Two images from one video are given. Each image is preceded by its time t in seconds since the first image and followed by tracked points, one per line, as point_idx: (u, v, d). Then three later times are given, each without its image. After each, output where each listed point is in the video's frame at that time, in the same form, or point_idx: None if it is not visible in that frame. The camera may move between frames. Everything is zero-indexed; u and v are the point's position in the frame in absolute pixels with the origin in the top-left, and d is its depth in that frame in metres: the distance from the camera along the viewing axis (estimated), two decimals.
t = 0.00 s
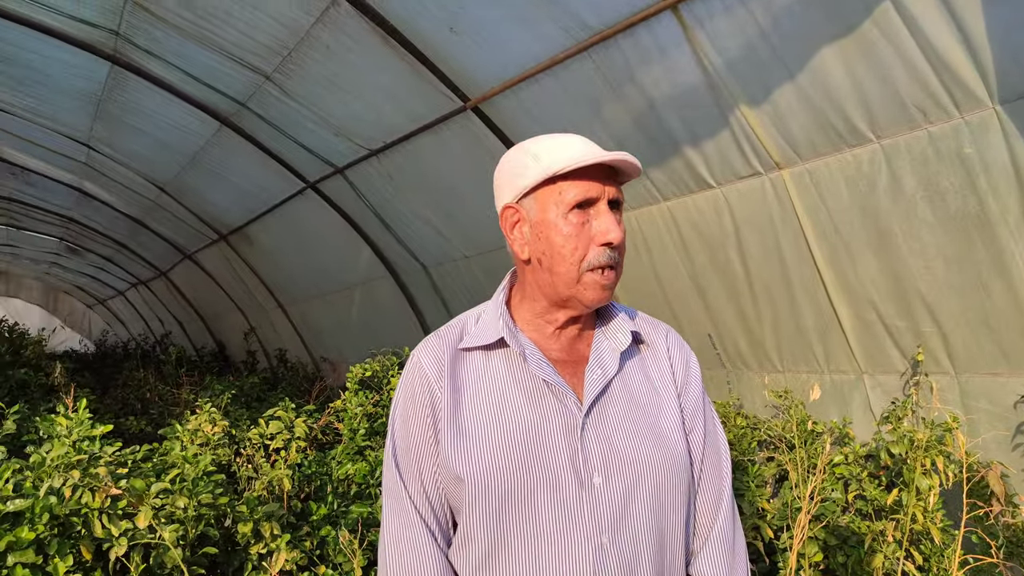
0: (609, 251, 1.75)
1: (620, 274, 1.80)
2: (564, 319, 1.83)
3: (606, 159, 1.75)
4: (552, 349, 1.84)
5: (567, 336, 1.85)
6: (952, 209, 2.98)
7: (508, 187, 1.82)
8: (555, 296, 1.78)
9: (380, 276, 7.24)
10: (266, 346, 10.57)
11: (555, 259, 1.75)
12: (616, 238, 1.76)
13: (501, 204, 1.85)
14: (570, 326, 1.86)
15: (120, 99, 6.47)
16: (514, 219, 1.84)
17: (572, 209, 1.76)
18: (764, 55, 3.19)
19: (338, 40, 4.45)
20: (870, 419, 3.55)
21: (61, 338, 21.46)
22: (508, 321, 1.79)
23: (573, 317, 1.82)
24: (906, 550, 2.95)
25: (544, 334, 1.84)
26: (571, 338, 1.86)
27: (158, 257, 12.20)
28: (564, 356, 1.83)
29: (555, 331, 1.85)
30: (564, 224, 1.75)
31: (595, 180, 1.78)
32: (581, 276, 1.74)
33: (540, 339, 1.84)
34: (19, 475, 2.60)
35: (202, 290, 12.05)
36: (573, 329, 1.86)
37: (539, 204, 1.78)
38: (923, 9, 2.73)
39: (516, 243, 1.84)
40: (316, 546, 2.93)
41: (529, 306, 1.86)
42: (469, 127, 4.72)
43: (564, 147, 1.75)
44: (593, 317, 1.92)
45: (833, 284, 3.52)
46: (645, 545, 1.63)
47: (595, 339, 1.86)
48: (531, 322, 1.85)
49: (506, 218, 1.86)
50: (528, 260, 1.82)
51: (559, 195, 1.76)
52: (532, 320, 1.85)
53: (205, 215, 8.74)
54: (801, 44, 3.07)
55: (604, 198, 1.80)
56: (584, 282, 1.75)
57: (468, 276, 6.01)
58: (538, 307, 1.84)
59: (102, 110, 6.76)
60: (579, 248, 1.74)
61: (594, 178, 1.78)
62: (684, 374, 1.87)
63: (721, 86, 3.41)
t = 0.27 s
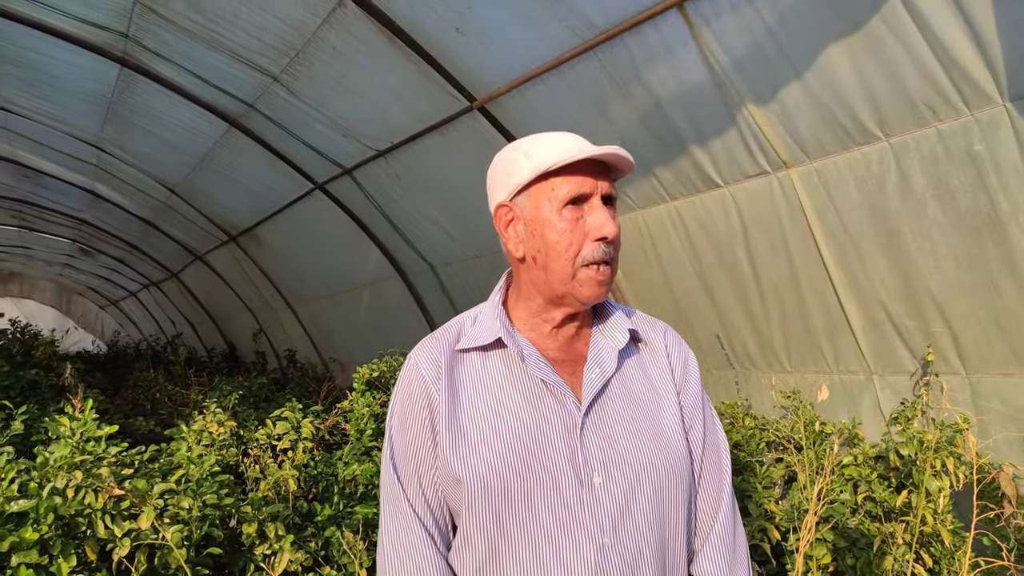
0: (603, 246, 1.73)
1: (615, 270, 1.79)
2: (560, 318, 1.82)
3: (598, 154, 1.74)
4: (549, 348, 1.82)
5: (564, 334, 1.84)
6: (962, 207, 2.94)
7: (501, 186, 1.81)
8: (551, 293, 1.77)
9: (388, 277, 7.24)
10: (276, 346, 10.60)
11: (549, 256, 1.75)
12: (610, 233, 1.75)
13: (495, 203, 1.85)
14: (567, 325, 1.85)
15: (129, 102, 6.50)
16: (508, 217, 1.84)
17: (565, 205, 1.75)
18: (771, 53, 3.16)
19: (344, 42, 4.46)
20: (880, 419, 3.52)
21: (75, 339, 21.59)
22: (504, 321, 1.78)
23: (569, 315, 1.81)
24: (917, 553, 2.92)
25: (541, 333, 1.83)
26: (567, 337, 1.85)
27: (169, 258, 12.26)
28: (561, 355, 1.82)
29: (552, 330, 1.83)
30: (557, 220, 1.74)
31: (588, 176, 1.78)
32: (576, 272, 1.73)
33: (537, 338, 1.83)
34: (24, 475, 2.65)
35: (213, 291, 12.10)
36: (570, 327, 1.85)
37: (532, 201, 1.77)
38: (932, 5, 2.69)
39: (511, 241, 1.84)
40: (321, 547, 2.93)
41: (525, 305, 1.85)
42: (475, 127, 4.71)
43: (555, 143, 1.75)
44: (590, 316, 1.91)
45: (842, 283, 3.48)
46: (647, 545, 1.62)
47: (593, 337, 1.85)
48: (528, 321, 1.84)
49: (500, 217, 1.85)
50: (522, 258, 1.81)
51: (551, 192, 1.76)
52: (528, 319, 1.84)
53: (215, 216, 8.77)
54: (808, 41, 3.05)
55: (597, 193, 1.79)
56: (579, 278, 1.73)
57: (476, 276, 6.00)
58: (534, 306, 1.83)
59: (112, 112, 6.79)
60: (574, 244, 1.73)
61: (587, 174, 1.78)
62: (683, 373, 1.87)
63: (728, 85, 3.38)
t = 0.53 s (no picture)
0: (595, 241, 1.73)
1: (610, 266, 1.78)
2: (556, 316, 1.81)
3: (587, 149, 1.74)
4: (545, 347, 1.82)
5: (561, 334, 1.84)
6: (971, 206, 2.92)
7: (494, 185, 1.82)
8: (544, 291, 1.77)
9: (395, 277, 7.25)
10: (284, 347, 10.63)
11: (541, 253, 1.74)
12: (602, 228, 1.74)
13: (488, 203, 1.85)
14: (564, 324, 1.84)
15: (138, 103, 6.53)
16: (502, 216, 1.84)
17: (556, 201, 1.74)
18: (776, 51, 3.15)
19: (350, 43, 4.46)
20: (888, 420, 3.49)
21: (86, 340, 21.69)
22: (499, 320, 1.78)
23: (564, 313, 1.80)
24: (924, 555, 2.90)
25: (537, 333, 1.83)
26: (565, 336, 1.84)
27: (178, 259, 12.31)
28: (558, 355, 1.81)
29: (548, 329, 1.83)
30: (548, 216, 1.73)
31: (579, 172, 1.77)
32: (568, 268, 1.72)
33: (533, 338, 1.83)
34: (28, 476, 2.65)
35: (222, 292, 12.14)
36: (566, 326, 1.84)
37: (524, 198, 1.77)
38: (939, 3, 2.67)
39: (505, 240, 1.84)
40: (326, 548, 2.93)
41: (521, 305, 1.84)
42: (481, 127, 4.71)
43: (545, 140, 1.75)
44: (588, 316, 1.90)
45: (849, 282, 3.46)
46: (645, 547, 1.60)
47: (591, 336, 1.84)
48: (524, 321, 1.83)
49: (493, 216, 1.86)
50: (516, 256, 1.81)
51: (542, 188, 1.76)
52: (524, 319, 1.83)
53: (223, 217, 8.80)
54: (814, 40, 3.03)
55: (589, 189, 1.78)
56: (572, 275, 1.72)
57: (483, 277, 6.00)
58: (529, 305, 1.82)
59: (121, 114, 6.83)
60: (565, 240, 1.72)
61: (578, 169, 1.77)
62: (682, 372, 1.86)
63: (733, 84, 3.37)
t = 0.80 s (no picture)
0: (598, 242, 1.73)
1: (613, 266, 1.78)
2: (559, 317, 1.81)
3: (590, 149, 1.74)
4: (547, 348, 1.82)
5: (563, 335, 1.84)
6: (980, 205, 2.90)
7: (496, 185, 1.81)
8: (548, 292, 1.77)
9: (403, 278, 7.26)
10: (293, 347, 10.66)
11: (544, 254, 1.74)
12: (605, 229, 1.74)
13: (490, 203, 1.85)
14: (566, 325, 1.84)
15: (147, 105, 6.57)
16: (504, 217, 1.84)
17: (559, 202, 1.74)
18: (784, 50, 3.13)
19: (357, 43, 4.47)
20: (897, 420, 3.47)
21: (97, 341, 21.80)
22: (502, 321, 1.78)
23: (567, 313, 1.80)
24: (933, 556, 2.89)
25: (538, 333, 1.83)
26: (566, 337, 1.84)
27: (188, 260, 12.37)
28: (560, 356, 1.81)
29: (551, 330, 1.83)
30: (551, 217, 1.73)
31: (582, 172, 1.77)
32: (571, 269, 1.72)
33: (535, 338, 1.83)
34: (35, 476, 2.67)
35: (231, 293, 12.19)
36: (568, 327, 1.84)
37: (526, 199, 1.77)
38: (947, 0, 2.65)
39: (507, 241, 1.83)
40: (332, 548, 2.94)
41: (523, 305, 1.84)
42: (488, 127, 4.71)
43: (548, 140, 1.75)
44: (590, 316, 1.90)
45: (857, 282, 3.44)
46: (646, 548, 1.60)
47: (593, 336, 1.84)
48: (527, 322, 1.83)
49: (495, 217, 1.85)
50: (519, 257, 1.81)
51: (545, 189, 1.75)
52: (527, 320, 1.83)
53: (232, 218, 8.83)
54: (821, 38, 3.01)
55: (592, 190, 1.78)
56: (575, 275, 1.72)
57: (490, 277, 6.00)
58: (532, 306, 1.82)
59: (131, 116, 6.86)
60: (568, 241, 1.72)
61: (581, 170, 1.77)
62: (685, 372, 1.85)
63: (740, 83, 3.35)
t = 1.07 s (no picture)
0: (610, 247, 1.75)
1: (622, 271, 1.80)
2: (566, 320, 1.83)
3: (602, 155, 1.75)
4: (555, 350, 1.83)
5: (570, 336, 1.85)
6: (987, 205, 2.90)
7: (506, 189, 1.81)
8: (558, 295, 1.78)
9: (411, 278, 7.28)
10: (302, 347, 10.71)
11: (556, 258, 1.75)
12: (617, 234, 1.76)
13: (499, 207, 1.85)
14: (573, 328, 1.86)
15: (157, 108, 6.61)
16: (513, 220, 1.84)
17: (571, 207, 1.76)
18: (790, 50, 3.14)
19: (364, 45, 4.50)
20: (904, 420, 3.47)
21: (107, 341, 21.94)
22: (511, 323, 1.79)
23: (576, 316, 1.82)
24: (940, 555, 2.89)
25: (546, 335, 1.84)
26: (573, 340, 1.86)
27: (196, 261, 12.43)
28: (568, 357, 1.83)
29: (558, 332, 1.84)
30: (563, 222, 1.75)
31: (592, 177, 1.79)
32: (583, 273, 1.74)
33: (543, 340, 1.84)
34: (47, 475, 2.69)
35: (240, 293, 12.25)
36: (575, 329, 1.86)
37: (537, 203, 1.78)
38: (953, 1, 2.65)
39: (516, 244, 1.84)
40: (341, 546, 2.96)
41: (531, 308, 1.85)
42: (494, 129, 4.72)
43: (560, 145, 1.76)
44: (595, 317, 1.92)
45: (864, 282, 3.44)
46: (650, 546, 1.62)
47: (600, 338, 1.86)
48: (535, 324, 1.85)
49: (504, 221, 1.86)
50: (528, 260, 1.81)
51: (556, 194, 1.76)
52: (535, 322, 1.85)
53: (240, 219, 8.88)
54: (826, 39, 3.01)
55: (602, 195, 1.80)
56: (587, 279, 1.74)
57: (497, 277, 6.02)
58: (540, 308, 1.83)
59: (140, 118, 6.91)
60: (581, 245, 1.74)
61: (592, 175, 1.79)
62: (688, 373, 1.87)
63: (746, 84, 3.36)
